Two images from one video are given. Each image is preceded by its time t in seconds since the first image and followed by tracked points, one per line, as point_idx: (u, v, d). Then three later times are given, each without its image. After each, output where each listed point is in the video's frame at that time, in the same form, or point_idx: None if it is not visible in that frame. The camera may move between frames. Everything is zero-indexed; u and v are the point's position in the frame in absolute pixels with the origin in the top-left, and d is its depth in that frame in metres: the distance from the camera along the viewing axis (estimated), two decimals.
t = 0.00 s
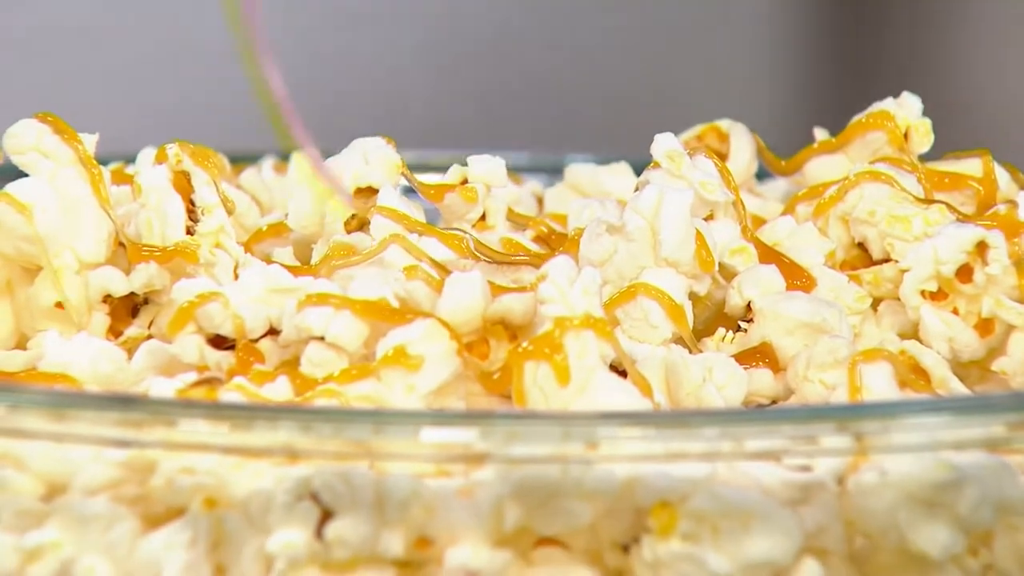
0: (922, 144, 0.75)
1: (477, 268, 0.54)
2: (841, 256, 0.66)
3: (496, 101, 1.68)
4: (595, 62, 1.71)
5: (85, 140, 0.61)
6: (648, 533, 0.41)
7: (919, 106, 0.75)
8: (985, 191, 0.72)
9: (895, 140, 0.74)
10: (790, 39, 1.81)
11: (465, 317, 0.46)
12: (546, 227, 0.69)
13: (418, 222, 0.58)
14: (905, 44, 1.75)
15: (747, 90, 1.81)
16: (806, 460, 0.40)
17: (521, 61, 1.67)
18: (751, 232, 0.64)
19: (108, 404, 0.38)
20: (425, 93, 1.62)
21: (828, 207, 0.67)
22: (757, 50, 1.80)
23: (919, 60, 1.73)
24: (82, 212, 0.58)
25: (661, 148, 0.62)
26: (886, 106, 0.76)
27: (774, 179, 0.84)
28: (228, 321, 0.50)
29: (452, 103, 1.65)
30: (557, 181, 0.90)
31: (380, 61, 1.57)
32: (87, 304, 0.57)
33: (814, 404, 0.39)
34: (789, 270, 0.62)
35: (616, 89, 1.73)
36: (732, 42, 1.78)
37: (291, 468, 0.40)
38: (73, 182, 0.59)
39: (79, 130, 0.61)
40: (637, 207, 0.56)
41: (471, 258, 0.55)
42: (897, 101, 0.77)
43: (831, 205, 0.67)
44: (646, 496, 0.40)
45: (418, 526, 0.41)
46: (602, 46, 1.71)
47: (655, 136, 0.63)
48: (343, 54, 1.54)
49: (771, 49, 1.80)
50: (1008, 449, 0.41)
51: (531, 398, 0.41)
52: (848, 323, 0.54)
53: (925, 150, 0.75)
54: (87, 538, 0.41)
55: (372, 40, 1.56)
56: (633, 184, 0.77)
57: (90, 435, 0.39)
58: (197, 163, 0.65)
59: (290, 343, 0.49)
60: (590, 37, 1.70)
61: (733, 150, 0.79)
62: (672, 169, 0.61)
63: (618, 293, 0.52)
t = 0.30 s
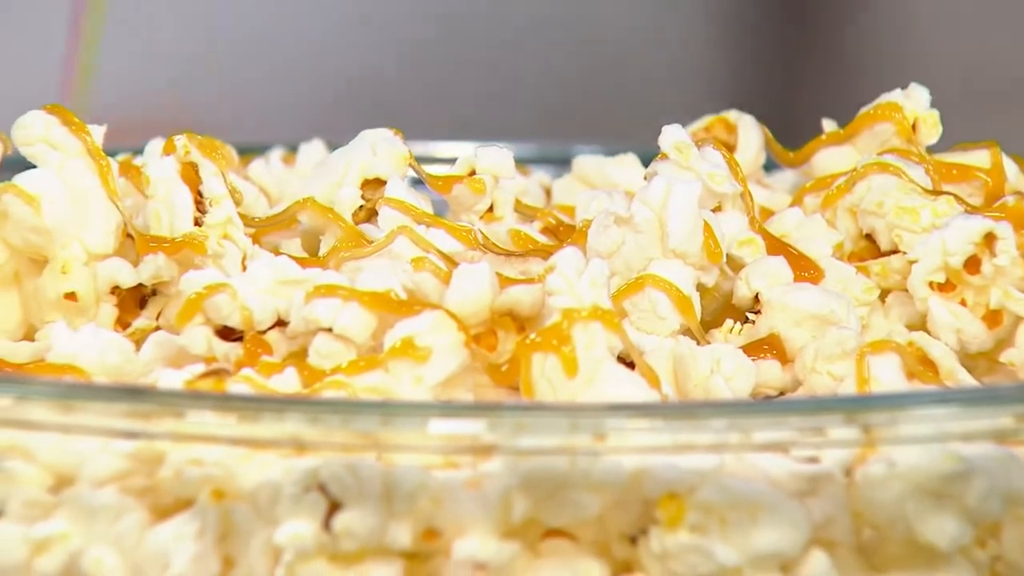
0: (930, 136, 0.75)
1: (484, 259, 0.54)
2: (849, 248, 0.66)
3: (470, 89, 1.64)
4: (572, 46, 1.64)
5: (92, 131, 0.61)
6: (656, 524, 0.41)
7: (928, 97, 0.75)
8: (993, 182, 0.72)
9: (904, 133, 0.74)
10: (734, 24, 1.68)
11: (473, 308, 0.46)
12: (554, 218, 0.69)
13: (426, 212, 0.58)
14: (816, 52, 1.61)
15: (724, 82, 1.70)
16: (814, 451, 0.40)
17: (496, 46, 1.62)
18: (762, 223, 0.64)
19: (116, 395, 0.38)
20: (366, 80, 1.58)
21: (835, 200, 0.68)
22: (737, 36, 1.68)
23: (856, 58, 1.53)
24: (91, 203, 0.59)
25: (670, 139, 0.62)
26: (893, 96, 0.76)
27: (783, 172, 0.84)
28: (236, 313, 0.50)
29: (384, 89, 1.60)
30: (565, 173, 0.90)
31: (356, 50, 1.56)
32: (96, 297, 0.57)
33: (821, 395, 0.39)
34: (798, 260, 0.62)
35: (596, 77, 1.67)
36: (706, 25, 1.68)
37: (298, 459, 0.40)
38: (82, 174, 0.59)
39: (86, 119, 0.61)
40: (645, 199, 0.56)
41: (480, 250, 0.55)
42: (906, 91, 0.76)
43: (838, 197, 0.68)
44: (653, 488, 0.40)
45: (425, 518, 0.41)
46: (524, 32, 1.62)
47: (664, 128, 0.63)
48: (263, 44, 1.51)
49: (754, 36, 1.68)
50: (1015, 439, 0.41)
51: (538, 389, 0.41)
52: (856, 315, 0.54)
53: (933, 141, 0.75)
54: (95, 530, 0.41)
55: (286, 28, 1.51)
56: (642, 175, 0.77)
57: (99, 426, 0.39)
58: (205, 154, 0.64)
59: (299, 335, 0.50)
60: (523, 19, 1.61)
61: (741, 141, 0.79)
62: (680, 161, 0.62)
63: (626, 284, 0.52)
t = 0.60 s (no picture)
0: (944, 132, 0.75)
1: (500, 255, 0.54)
2: (863, 243, 0.66)
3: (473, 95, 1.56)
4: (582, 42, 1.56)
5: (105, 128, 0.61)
6: (668, 521, 0.41)
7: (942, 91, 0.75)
8: (1007, 178, 0.72)
9: (916, 129, 0.74)
10: (740, 22, 1.59)
11: (487, 305, 0.46)
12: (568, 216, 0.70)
13: (438, 209, 0.58)
14: (808, 32, 1.54)
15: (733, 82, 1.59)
16: (827, 448, 0.40)
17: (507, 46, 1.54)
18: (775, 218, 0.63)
19: (128, 392, 0.38)
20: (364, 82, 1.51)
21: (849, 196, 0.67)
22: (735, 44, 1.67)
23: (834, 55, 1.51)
24: (105, 199, 0.59)
25: (683, 135, 0.62)
26: (906, 93, 0.75)
27: (796, 167, 0.83)
28: (250, 309, 0.50)
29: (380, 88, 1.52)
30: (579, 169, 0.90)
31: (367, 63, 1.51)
32: (109, 293, 0.57)
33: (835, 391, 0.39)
34: (810, 255, 0.62)
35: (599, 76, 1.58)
36: (714, 20, 1.58)
37: (311, 456, 0.40)
38: (95, 169, 0.59)
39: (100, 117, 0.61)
40: (657, 195, 0.56)
41: (493, 246, 0.55)
42: (919, 87, 0.76)
43: (851, 194, 0.67)
44: (666, 485, 0.40)
45: (438, 514, 0.41)
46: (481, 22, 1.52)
47: (678, 125, 0.63)
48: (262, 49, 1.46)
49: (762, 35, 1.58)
50: None
51: (551, 386, 0.41)
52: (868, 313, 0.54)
53: (946, 138, 0.75)
54: (108, 527, 0.41)
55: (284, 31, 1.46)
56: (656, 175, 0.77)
57: (111, 423, 0.39)
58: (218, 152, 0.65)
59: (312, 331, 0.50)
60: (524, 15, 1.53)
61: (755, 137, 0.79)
62: (694, 157, 0.61)
63: (639, 281, 0.52)
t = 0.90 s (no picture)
0: (956, 129, 0.75)
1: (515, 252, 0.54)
2: (877, 240, 0.65)
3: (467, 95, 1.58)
4: (581, 44, 1.60)
5: (119, 124, 0.61)
6: (681, 518, 0.41)
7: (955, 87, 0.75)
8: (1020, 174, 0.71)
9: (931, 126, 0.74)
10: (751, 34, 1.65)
11: (500, 302, 0.46)
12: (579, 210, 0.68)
13: (451, 205, 0.58)
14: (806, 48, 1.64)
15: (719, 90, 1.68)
16: (840, 445, 0.40)
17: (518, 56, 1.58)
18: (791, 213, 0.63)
19: (141, 389, 0.38)
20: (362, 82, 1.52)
21: (864, 191, 0.66)
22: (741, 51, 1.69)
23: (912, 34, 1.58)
24: (118, 195, 0.59)
25: (695, 133, 0.63)
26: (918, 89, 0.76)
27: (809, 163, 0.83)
28: (262, 305, 0.50)
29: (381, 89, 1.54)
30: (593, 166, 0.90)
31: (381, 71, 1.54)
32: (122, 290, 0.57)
33: (847, 389, 0.39)
34: (823, 252, 0.61)
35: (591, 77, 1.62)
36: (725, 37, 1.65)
37: (323, 453, 0.40)
38: (109, 166, 0.59)
39: (113, 114, 0.62)
40: (669, 191, 0.56)
41: (506, 242, 0.55)
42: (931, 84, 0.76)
43: (865, 189, 0.66)
44: (679, 482, 0.40)
45: (452, 511, 0.41)
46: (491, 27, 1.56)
47: (690, 121, 0.64)
48: (267, 45, 1.47)
49: (747, 50, 1.69)
50: None
51: (565, 382, 0.41)
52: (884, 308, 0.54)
53: (958, 134, 0.75)
54: (121, 523, 0.41)
55: (291, 32, 1.48)
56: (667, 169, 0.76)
57: (125, 420, 0.39)
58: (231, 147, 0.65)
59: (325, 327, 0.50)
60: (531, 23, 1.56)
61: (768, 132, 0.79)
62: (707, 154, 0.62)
63: (652, 277, 0.52)
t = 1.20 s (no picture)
0: (970, 124, 0.73)
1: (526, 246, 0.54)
2: (889, 234, 0.65)
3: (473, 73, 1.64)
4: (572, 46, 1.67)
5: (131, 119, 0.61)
6: (694, 512, 0.41)
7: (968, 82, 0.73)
8: None
9: (943, 122, 0.73)
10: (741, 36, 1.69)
11: (511, 296, 0.46)
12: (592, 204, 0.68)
13: (463, 200, 0.58)
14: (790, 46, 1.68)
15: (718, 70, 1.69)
16: (853, 440, 0.40)
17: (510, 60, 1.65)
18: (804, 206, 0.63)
19: (152, 384, 0.38)
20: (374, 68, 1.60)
21: (875, 185, 0.66)
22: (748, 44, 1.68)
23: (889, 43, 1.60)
24: (130, 189, 0.59)
25: (708, 126, 0.62)
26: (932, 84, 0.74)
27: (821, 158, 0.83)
28: (275, 300, 0.51)
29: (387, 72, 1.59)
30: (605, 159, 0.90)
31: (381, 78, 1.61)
32: (134, 284, 0.57)
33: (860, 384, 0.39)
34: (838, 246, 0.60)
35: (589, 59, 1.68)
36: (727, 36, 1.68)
37: (335, 447, 0.40)
38: (120, 160, 0.59)
39: (126, 108, 0.62)
40: (682, 185, 0.56)
41: (517, 237, 0.55)
42: (946, 79, 0.74)
43: (876, 184, 0.67)
44: (691, 476, 0.40)
45: (464, 505, 0.41)
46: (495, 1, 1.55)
47: (703, 115, 0.63)
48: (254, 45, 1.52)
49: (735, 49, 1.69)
50: None
51: (576, 376, 0.41)
52: (896, 303, 0.54)
53: (972, 129, 0.73)
54: (133, 518, 0.41)
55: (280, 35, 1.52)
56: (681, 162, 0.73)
57: (137, 414, 0.39)
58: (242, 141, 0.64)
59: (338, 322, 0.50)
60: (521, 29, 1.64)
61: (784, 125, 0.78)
62: (720, 148, 0.62)
63: (664, 271, 0.52)
